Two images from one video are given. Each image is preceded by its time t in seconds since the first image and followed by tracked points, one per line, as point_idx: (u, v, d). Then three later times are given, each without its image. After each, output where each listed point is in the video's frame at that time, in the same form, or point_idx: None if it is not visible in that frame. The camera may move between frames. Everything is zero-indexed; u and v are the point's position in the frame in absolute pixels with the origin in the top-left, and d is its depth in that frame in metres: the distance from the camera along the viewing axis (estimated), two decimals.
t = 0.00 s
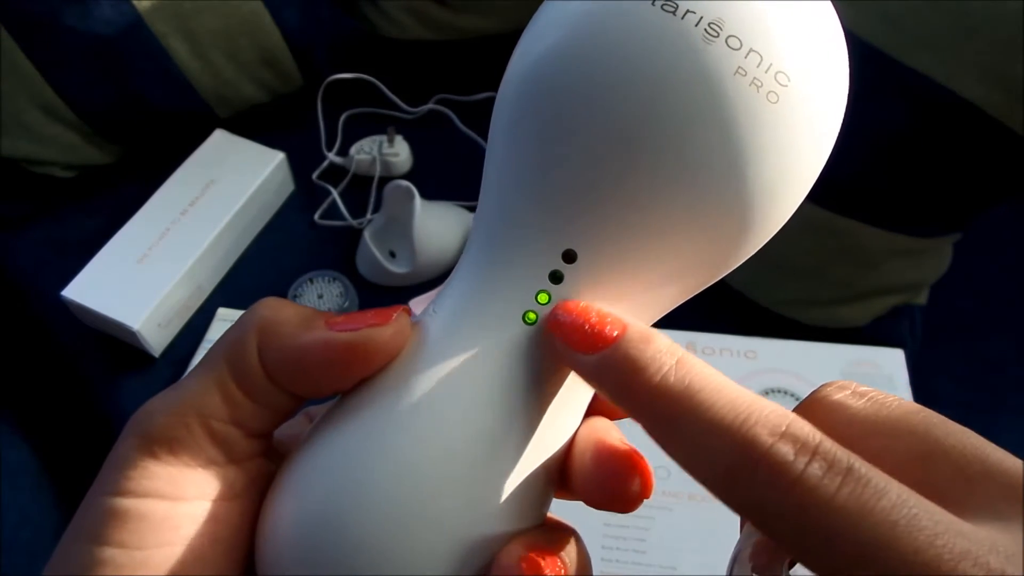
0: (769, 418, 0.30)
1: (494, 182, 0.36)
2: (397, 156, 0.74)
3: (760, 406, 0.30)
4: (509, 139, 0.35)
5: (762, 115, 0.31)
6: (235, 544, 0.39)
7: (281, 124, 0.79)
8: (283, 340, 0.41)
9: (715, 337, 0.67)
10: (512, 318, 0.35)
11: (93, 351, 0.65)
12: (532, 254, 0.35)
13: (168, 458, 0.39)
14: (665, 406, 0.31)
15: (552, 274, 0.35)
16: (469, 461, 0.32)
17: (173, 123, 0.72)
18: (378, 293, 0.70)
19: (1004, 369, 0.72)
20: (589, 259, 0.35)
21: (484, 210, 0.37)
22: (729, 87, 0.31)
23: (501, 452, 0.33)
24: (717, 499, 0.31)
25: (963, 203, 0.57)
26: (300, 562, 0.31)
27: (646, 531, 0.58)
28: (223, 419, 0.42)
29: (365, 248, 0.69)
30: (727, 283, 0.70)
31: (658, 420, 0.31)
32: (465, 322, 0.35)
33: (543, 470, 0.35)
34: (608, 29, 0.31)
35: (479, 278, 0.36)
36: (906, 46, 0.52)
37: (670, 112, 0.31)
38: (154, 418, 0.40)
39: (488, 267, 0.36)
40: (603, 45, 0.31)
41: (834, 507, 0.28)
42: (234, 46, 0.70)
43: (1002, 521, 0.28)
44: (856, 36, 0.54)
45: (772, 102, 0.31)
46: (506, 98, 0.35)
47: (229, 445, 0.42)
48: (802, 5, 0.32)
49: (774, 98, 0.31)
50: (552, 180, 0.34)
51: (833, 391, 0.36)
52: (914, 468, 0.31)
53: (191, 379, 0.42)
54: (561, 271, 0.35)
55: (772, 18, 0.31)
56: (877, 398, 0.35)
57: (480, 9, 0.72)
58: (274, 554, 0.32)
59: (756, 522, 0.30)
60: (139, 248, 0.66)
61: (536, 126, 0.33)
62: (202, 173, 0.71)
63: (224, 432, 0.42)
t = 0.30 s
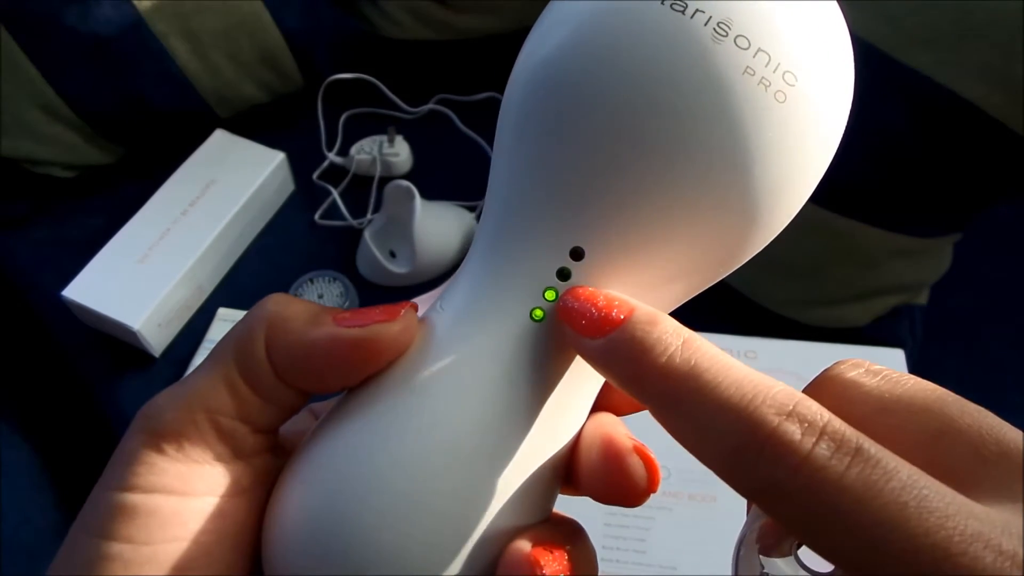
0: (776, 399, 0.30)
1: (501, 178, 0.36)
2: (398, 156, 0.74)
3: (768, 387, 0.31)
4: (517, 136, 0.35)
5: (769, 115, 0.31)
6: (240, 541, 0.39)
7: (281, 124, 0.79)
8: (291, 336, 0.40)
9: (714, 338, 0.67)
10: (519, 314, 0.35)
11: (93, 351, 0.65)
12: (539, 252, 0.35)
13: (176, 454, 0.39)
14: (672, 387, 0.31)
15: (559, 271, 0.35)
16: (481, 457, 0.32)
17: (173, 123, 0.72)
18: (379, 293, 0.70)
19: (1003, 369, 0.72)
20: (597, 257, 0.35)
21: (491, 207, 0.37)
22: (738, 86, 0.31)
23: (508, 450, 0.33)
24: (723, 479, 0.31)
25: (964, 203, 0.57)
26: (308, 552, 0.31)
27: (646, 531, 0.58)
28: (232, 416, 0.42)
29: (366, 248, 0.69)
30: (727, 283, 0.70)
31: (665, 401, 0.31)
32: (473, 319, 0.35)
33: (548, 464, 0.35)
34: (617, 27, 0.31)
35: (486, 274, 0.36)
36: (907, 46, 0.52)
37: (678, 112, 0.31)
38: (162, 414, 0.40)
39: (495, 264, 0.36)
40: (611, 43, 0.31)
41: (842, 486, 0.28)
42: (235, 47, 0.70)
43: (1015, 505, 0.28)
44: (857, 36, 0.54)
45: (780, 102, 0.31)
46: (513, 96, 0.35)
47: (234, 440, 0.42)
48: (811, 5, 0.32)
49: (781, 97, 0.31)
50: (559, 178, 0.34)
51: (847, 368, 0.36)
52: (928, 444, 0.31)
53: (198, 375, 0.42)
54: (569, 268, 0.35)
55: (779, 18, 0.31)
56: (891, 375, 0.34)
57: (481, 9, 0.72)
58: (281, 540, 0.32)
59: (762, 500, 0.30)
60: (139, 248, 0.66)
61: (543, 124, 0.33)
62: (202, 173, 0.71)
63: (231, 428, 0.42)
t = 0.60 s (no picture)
0: (778, 402, 0.30)
1: (494, 168, 0.36)
2: (398, 156, 0.74)
3: (770, 391, 0.31)
4: (508, 125, 0.35)
5: (762, 100, 0.31)
6: (239, 536, 0.40)
7: (281, 124, 0.79)
8: (287, 327, 0.40)
9: (714, 338, 0.67)
10: (514, 304, 0.35)
11: (94, 351, 0.65)
12: (535, 242, 0.35)
13: (172, 445, 0.39)
14: (674, 389, 0.31)
15: (554, 260, 0.35)
16: (478, 461, 0.32)
17: (173, 123, 0.72)
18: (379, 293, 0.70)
19: (1004, 369, 0.72)
20: (592, 245, 0.35)
21: (486, 197, 0.37)
22: (729, 72, 0.31)
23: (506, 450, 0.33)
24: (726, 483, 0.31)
25: (964, 201, 0.57)
26: (304, 550, 0.31)
27: (646, 532, 0.58)
28: (228, 407, 0.41)
29: (366, 247, 0.69)
30: (726, 282, 0.70)
31: (667, 404, 0.31)
32: (468, 310, 0.35)
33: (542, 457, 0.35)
34: (608, 14, 0.31)
35: (481, 265, 0.36)
36: (906, 46, 0.52)
37: (670, 98, 0.31)
38: (158, 405, 0.40)
39: (490, 254, 0.36)
40: (602, 30, 0.31)
41: (845, 491, 0.28)
42: (235, 47, 0.70)
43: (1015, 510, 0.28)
44: (857, 36, 0.54)
45: (772, 87, 0.31)
46: (505, 87, 0.35)
47: (231, 431, 0.42)
48: None
49: (773, 83, 0.31)
50: (552, 166, 0.34)
51: (846, 376, 0.36)
52: (927, 451, 0.31)
53: (193, 366, 0.42)
54: (564, 257, 0.35)
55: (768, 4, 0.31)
56: (889, 383, 0.35)
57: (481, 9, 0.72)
58: (278, 541, 0.32)
59: (763, 502, 0.30)
60: (139, 248, 0.66)
61: (535, 113, 0.33)
62: (203, 173, 0.71)
63: (228, 420, 0.42)
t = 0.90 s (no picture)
0: (765, 416, 0.30)
1: (506, 179, 0.36)
2: (398, 156, 0.74)
3: (757, 405, 0.31)
4: (521, 138, 0.35)
5: (774, 122, 0.31)
6: (247, 542, 0.40)
7: (281, 124, 0.79)
8: (298, 336, 0.40)
9: (714, 338, 0.67)
10: (525, 317, 0.35)
11: (94, 351, 0.65)
12: (545, 255, 0.35)
13: (181, 452, 0.40)
14: (662, 404, 0.31)
15: (565, 274, 0.35)
16: (470, 479, 0.32)
17: (173, 123, 0.72)
18: (379, 293, 0.70)
19: (1003, 368, 0.72)
20: (602, 259, 0.35)
21: (497, 208, 0.37)
22: (742, 94, 0.31)
23: (501, 462, 0.33)
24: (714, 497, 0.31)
25: (966, 203, 0.57)
26: (308, 560, 0.31)
27: (646, 532, 0.58)
28: (237, 414, 0.42)
29: (366, 247, 0.69)
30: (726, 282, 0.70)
31: (654, 418, 0.31)
32: (478, 322, 0.35)
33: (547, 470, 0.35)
34: (622, 34, 0.31)
35: (491, 278, 0.36)
36: (907, 46, 0.52)
37: (682, 119, 0.31)
38: (167, 411, 0.40)
39: (500, 267, 0.36)
40: (616, 50, 0.31)
41: (828, 504, 0.28)
42: (235, 47, 0.70)
43: (1001, 522, 0.28)
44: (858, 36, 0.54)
45: (784, 109, 0.31)
46: (519, 101, 0.35)
47: (240, 438, 0.42)
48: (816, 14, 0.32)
49: (786, 105, 0.31)
50: (563, 181, 0.34)
51: (835, 391, 0.36)
52: (913, 465, 0.31)
53: (203, 373, 0.42)
54: (574, 271, 0.35)
55: (785, 25, 0.31)
56: (878, 398, 0.35)
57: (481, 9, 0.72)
58: (283, 549, 0.32)
59: (751, 519, 0.30)
60: (139, 249, 0.65)
61: (546, 128, 0.33)
62: (203, 173, 0.71)
63: (236, 426, 0.42)
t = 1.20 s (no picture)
0: (755, 426, 0.30)
1: (501, 171, 0.36)
2: (398, 156, 0.74)
3: (747, 414, 0.31)
4: (516, 130, 0.35)
5: (772, 110, 0.31)
6: (241, 536, 0.39)
7: (281, 124, 0.79)
8: (293, 327, 0.40)
9: (714, 338, 0.67)
10: (519, 308, 0.35)
11: (93, 351, 0.65)
12: (541, 246, 0.35)
13: (177, 443, 0.40)
14: (653, 416, 0.31)
15: (560, 265, 0.35)
16: (465, 471, 0.32)
17: (173, 123, 0.72)
18: (379, 293, 0.70)
19: (1004, 369, 0.72)
20: (598, 250, 0.35)
21: (493, 199, 0.37)
22: (739, 82, 0.31)
23: (493, 464, 0.33)
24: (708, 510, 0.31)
25: (966, 203, 0.57)
26: (303, 564, 0.31)
27: (646, 531, 0.58)
28: (232, 406, 0.41)
29: (366, 248, 0.69)
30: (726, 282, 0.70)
31: (644, 431, 0.31)
32: (473, 313, 0.35)
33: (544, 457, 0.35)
34: (618, 22, 0.31)
35: (486, 269, 0.36)
36: (907, 46, 0.52)
37: (679, 109, 0.31)
38: (162, 402, 0.40)
39: (496, 259, 0.36)
40: (612, 39, 0.31)
41: (823, 515, 0.28)
42: (235, 47, 0.70)
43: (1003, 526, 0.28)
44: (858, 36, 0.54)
45: (781, 97, 0.31)
46: (515, 91, 0.35)
47: (234, 429, 0.42)
48: (813, 3, 0.31)
49: (783, 93, 0.31)
50: (558, 172, 0.34)
51: (834, 390, 0.36)
52: (911, 465, 0.31)
53: (198, 364, 0.42)
54: (569, 262, 0.35)
55: (782, 13, 0.31)
56: (877, 396, 0.35)
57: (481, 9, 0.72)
58: (279, 558, 0.32)
59: (746, 530, 0.30)
60: (139, 249, 0.65)
61: (542, 120, 0.33)
62: (203, 173, 0.71)
63: (233, 418, 0.42)
